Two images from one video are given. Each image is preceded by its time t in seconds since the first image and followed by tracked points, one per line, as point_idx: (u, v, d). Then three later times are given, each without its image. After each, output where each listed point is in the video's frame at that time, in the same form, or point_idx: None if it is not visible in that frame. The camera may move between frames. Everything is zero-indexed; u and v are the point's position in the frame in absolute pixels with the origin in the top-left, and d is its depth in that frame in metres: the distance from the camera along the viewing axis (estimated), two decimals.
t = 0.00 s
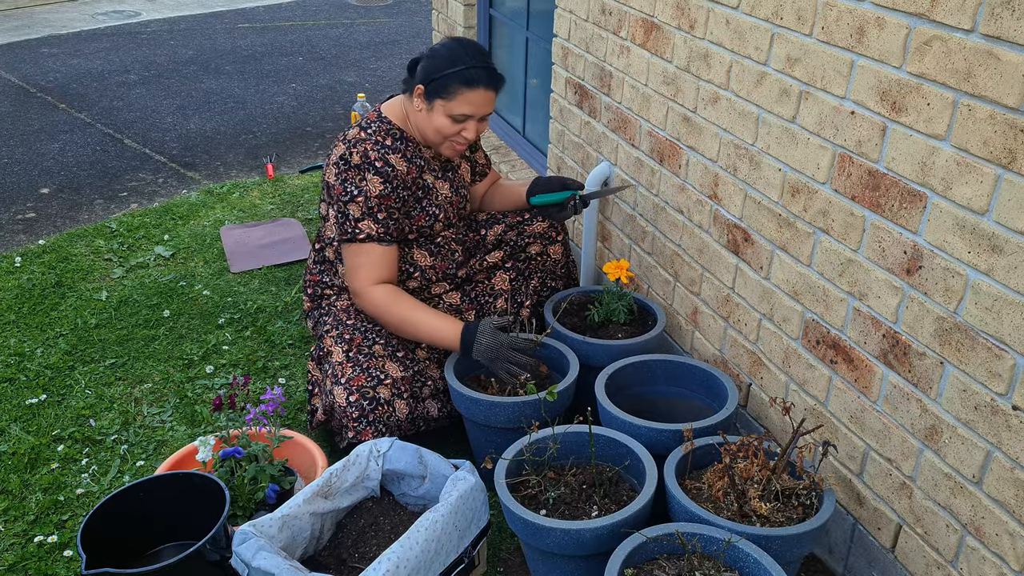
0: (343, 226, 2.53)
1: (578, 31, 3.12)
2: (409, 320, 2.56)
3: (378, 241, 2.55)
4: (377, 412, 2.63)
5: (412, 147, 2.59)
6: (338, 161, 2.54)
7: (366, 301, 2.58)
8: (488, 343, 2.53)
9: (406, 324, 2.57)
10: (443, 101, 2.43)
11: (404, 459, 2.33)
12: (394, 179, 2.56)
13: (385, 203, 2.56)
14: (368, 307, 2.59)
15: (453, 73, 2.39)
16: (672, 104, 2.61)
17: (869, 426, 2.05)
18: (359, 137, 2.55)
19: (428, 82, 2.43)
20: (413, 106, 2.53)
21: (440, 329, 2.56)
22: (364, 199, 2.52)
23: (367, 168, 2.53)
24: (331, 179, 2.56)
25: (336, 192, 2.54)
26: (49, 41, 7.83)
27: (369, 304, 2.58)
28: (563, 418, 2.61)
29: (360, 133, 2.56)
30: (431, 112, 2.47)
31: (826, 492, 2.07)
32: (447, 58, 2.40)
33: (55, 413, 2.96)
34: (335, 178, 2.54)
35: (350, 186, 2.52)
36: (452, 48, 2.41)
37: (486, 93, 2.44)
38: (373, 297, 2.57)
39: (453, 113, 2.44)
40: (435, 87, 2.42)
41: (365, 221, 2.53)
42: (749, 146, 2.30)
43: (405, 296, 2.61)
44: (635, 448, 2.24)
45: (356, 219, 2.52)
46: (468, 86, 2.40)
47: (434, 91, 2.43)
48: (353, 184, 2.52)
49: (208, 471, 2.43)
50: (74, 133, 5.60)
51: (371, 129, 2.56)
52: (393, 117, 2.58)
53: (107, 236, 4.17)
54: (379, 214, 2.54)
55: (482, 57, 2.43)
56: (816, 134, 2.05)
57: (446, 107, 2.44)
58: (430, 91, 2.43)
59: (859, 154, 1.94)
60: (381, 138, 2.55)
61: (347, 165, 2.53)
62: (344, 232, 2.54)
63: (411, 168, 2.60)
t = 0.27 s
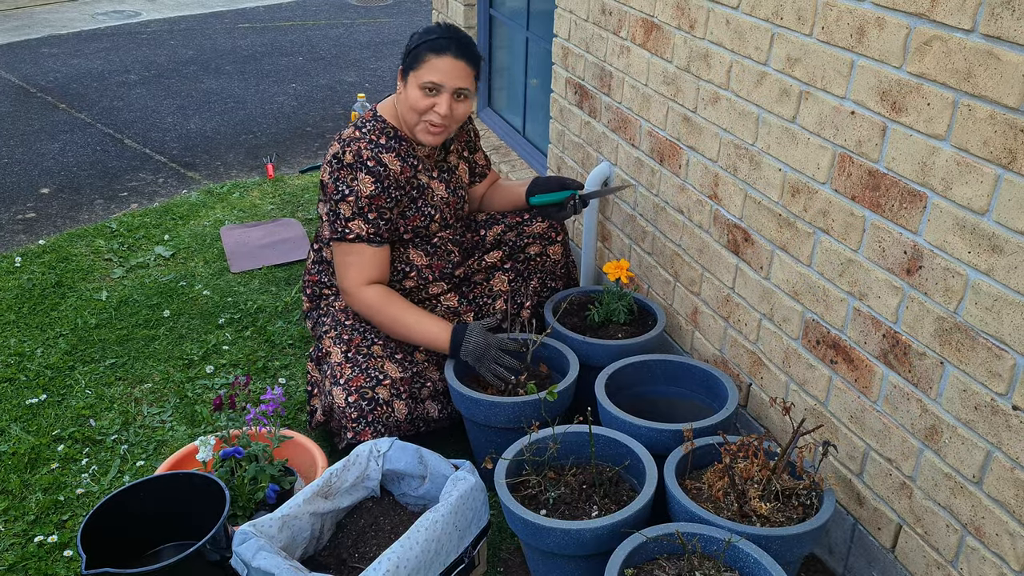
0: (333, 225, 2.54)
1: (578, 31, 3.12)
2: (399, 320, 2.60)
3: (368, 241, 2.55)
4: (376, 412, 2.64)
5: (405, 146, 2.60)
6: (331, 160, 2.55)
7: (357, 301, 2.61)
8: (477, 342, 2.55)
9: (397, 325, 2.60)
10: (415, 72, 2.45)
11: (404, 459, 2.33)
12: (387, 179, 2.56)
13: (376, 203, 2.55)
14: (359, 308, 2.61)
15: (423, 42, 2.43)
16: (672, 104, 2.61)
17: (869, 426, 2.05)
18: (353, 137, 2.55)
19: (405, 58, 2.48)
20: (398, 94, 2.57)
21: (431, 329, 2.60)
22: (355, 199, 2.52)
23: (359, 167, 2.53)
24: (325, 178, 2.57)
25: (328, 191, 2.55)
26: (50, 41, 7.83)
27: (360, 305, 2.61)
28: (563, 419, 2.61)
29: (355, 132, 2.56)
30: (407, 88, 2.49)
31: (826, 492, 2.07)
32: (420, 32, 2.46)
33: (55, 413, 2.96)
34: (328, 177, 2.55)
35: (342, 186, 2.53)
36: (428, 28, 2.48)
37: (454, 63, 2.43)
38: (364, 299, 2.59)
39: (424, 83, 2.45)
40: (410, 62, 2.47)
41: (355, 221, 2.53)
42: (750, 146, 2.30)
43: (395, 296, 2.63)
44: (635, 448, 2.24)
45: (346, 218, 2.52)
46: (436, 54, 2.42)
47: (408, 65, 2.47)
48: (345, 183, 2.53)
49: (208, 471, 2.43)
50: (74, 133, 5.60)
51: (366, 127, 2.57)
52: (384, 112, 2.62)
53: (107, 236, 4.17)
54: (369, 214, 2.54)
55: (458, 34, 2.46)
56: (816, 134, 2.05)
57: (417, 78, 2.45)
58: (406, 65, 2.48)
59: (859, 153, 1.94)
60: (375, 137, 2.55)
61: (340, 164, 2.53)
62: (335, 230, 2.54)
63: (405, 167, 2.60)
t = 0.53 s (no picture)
0: (331, 225, 2.55)
1: (578, 31, 3.12)
2: (399, 320, 2.61)
3: (366, 239, 2.57)
4: (375, 413, 2.64)
5: (399, 143, 2.62)
6: (326, 160, 2.56)
7: (357, 300, 2.61)
8: (478, 342, 2.56)
9: (397, 325, 2.61)
10: (401, 83, 2.46)
11: (404, 459, 2.33)
12: (382, 176, 2.57)
13: (372, 200, 2.56)
14: (358, 307, 2.62)
15: (403, 52, 2.43)
16: (672, 104, 2.61)
17: (869, 426, 2.05)
18: (347, 135, 2.57)
19: (388, 68, 2.48)
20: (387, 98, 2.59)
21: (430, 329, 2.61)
22: (351, 197, 2.53)
23: (354, 165, 2.55)
24: (320, 178, 2.58)
25: (324, 190, 2.57)
26: (50, 41, 7.83)
27: (360, 304, 2.61)
28: (563, 419, 2.61)
29: (348, 131, 2.59)
30: (395, 97, 2.50)
31: (826, 492, 2.07)
32: (398, 40, 2.44)
33: (55, 413, 2.96)
34: (323, 177, 2.56)
35: (337, 184, 2.54)
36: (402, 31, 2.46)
37: (439, 67, 2.44)
38: (364, 298, 2.60)
39: (412, 93, 2.46)
40: (393, 71, 2.47)
41: (352, 219, 2.54)
42: (750, 145, 2.30)
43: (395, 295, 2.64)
44: (635, 448, 2.24)
45: (343, 217, 2.54)
46: (417, 63, 2.42)
47: (393, 75, 2.47)
48: (341, 182, 2.54)
49: (208, 471, 2.43)
50: (74, 133, 5.60)
51: (359, 127, 2.59)
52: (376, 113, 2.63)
53: (107, 236, 4.17)
54: (366, 211, 2.55)
55: (434, 34, 2.44)
56: (816, 134, 2.05)
57: (403, 88, 2.46)
58: (390, 76, 2.48)
59: (859, 153, 1.94)
60: (369, 135, 2.57)
61: (334, 163, 2.55)
62: (332, 230, 2.56)
63: (400, 164, 2.62)
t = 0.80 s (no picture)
0: (325, 224, 2.56)
1: (578, 31, 3.12)
2: (397, 320, 2.61)
3: (361, 237, 2.58)
4: (375, 412, 2.63)
5: (391, 142, 2.62)
6: (318, 161, 2.58)
7: (354, 299, 2.62)
8: (472, 342, 2.55)
9: (394, 325, 2.61)
10: (392, 86, 2.44)
11: (404, 459, 2.33)
12: (374, 174, 2.59)
13: (364, 199, 2.58)
14: (356, 306, 2.62)
15: (393, 55, 2.40)
16: (672, 104, 2.61)
17: (869, 426, 2.05)
18: (338, 136, 2.58)
19: (378, 70, 2.45)
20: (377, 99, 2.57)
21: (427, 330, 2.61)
22: (343, 196, 2.55)
23: (345, 164, 2.56)
24: (313, 179, 2.60)
25: (317, 191, 2.58)
26: (50, 41, 7.83)
27: (357, 303, 2.61)
28: (563, 419, 2.61)
29: (339, 131, 2.59)
30: (387, 99, 2.49)
31: (825, 492, 2.07)
32: (386, 43, 2.41)
33: (55, 413, 2.97)
34: (316, 178, 2.58)
35: (330, 184, 2.56)
36: (391, 33, 2.43)
37: (430, 69, 2.41)
38: (362, 297, 2.60)
39: (404, 95, 2.44)
40: (384, 73, 2.45)
41: (346, 217, 2.56)
42: (749, 145, 2.30)
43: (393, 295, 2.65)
44: (635, 448, 2.24)
45: (337, 216, 2.55)
46: (408, 65, 2.40)
47: (383, 77, 2.45)
48: (333, 182, 2.56)
49: (208, 471, 2.42)
50: (74, 133, 5.60)
51: (350, 126, 2.59)
52: (369, 112, 2.62)
53: (107, 236, 4.17)
54: (359, 210, 2.57)
55: (424, 34, 2.42)
56: (816, 134, 2.05)
57: (396, 91, 2.44)
58: (381, 78, 2.46)
59: (859, 153, 1.94)
60: (360, 134, 2.58)
61: (327, 163, 2.56)
62: (326, 230, 2.57)
63: (392, 162, 2.63)
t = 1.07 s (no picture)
0: (318, 224, 2.57)
1: (578, 31, 3.12)
2: (382, 319, 2.60)
3: (352, 237, 2.58)
4: (375, 410, 2.63)
5: (384, 140, 2.62)
6: (310, 160, 2.57)
7: (344, 298, 2.63)
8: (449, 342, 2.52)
9: (379, 324, 2.61)
10: (385, 90, 2.45)
11: (404, 459, 2.33)
12: (366, 173, 2.58)
13: (356, 198, 2.56)
14: (345, 304, 2.63)
15: (386, 59, 2.41)
16: (672, 104, 2.61)
17: (869, 426, 2.05)
18: (331, 135, 2.58)
19: (371, 73, 2.46)
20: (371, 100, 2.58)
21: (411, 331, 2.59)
22: (335, 195, 2.55)
23: (337, 163, 2.55)
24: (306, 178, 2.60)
25: (310, 190, 2.58)
26: (50, 41, 7.82)
27: (346, 301, 2.63)
28: (563, 419, 2.61)
29: (332, 130, 2.59)
30: (379, 102, 2.49)
31: (825, 492, 2.07)
32: (380, 47, 2.42)
33: (56, 413, 2.97)
34: (309, 177, 2.58)
35: (322, 183, 2.55)
36: (384, 37, 2.43)
37: (423, 74, 2.42)
38: (349, 294, 2.61)
39: (397, 99, 2.45)
40: (377, 77, 2.45)
41: (338, 217, 2.56)
42: (749, 146, 2.30)
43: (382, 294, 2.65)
44: (635, 448, 2.24)
45: (329, 215, 2.55)
46: (401, 70, 2.40)
47: (375, 81, 2.46)
48: (325, 181, 2.55)
49: (208, 471, 2.43)
50: (74, 133, 5.60)
51: (342, 125, 2.59)
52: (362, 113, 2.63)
53: (107, 236, 4.17)
54: (350, 210, 2.56)
55: (417, 39, 2.42)
56: (816, 134, 2.05)
57: (388, 95, 2.45)
58: (374, 82, 2.46)
59: (859, 154, 1.94)
60: (352, 133, 2.58)
61: (319, 163, 2.56)
62: (320, 229, 2.57)
63: (385, 160, 2.62)
